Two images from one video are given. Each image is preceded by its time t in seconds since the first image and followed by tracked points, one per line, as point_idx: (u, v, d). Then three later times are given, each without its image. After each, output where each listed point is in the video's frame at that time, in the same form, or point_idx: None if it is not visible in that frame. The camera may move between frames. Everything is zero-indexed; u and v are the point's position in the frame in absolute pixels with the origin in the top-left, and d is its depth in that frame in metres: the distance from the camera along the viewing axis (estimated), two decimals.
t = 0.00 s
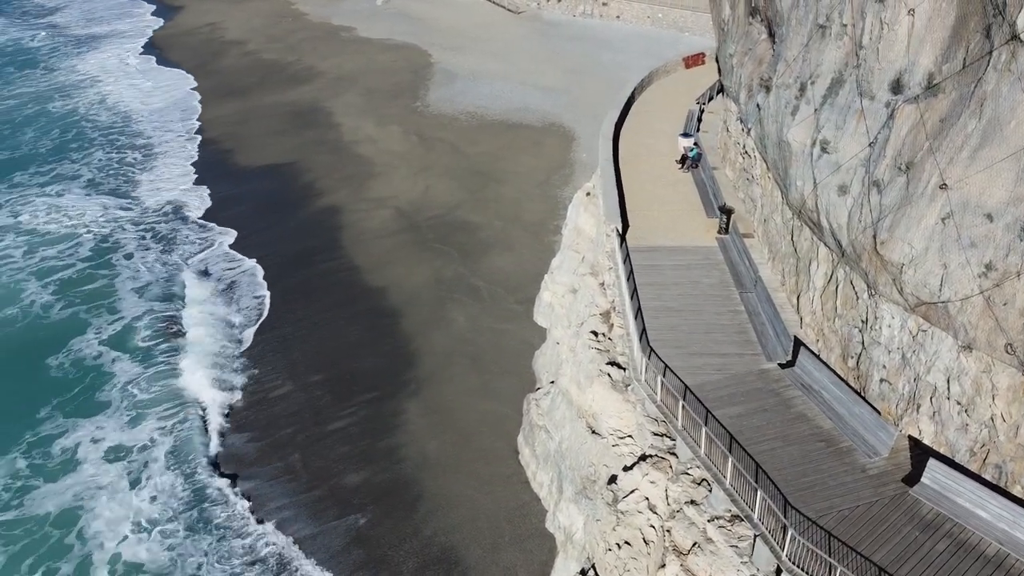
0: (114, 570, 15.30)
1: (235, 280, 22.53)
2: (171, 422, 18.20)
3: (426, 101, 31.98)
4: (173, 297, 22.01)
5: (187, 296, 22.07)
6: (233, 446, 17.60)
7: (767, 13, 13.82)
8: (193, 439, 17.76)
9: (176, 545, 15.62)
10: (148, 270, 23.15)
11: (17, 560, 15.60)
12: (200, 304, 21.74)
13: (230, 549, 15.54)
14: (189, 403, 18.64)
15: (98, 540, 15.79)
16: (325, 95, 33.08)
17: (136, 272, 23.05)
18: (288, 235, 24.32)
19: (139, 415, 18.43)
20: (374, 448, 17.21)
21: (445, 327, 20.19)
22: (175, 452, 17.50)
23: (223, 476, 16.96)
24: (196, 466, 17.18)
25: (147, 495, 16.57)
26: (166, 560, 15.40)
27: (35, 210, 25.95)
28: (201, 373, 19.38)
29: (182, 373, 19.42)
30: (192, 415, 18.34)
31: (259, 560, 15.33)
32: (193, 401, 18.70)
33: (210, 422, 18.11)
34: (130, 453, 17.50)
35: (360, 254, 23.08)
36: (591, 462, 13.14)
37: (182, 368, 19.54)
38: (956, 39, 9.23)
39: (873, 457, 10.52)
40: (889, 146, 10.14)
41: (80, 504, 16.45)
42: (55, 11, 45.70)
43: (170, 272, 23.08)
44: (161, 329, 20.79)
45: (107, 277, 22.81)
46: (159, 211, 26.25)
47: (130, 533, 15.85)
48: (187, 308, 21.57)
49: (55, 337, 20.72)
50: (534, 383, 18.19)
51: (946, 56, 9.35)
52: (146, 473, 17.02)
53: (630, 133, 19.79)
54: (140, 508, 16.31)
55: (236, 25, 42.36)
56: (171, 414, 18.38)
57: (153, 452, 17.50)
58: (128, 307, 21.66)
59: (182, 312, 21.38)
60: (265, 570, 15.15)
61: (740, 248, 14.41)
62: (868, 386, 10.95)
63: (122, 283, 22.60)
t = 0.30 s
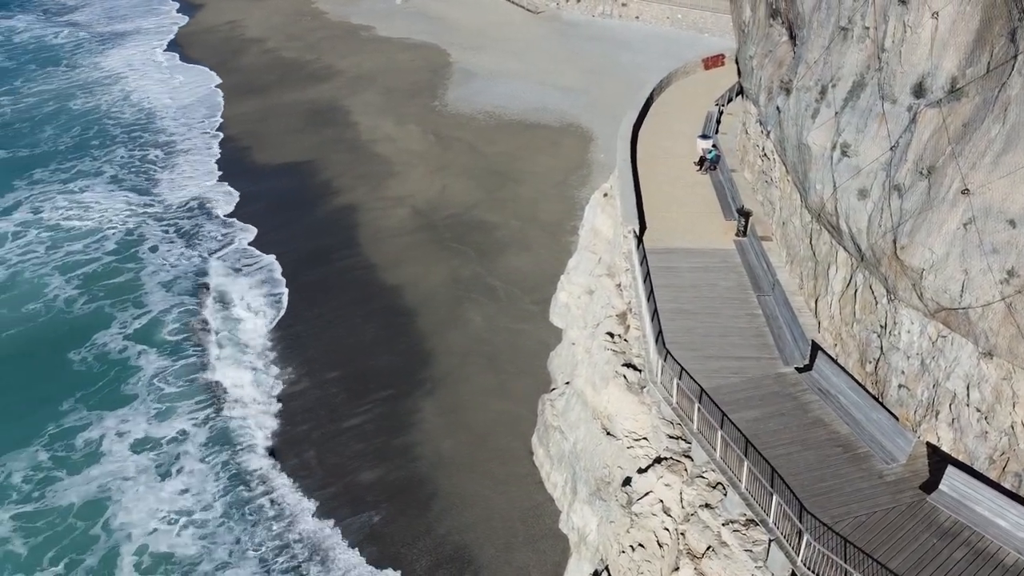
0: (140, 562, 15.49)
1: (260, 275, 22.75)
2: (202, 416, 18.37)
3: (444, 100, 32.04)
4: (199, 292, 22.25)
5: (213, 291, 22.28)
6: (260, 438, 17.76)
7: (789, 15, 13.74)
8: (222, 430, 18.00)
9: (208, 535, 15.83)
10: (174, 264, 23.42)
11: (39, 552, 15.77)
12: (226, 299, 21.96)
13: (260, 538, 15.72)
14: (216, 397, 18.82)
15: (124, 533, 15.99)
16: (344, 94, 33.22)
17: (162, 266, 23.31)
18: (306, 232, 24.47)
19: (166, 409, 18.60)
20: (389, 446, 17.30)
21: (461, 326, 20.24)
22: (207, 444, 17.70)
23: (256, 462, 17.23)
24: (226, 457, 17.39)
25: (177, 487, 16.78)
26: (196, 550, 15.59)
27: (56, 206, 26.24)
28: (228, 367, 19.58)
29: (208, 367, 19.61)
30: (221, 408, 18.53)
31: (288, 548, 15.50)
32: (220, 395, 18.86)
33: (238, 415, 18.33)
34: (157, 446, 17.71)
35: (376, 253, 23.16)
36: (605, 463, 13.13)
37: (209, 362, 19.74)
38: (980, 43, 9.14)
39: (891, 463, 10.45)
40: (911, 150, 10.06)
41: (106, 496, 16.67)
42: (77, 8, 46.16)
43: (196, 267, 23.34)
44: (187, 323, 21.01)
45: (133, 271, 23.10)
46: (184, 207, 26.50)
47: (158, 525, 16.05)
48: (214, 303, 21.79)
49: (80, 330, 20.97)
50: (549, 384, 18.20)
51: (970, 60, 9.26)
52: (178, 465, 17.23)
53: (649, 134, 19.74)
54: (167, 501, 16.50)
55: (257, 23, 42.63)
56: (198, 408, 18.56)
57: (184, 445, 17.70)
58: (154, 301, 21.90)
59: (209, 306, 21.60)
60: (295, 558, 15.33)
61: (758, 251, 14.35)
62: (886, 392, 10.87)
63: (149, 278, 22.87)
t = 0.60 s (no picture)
0: (167, 554, 15.66)
1: (284, 269, 22.93)
2: (229, 409, 18.52)
3: (463, 100, 32.10)
4: (225, 286, 22.45)
5: (239, 285, 22.47)
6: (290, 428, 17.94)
7: (810, 16, 13.66)
8: (252, 420, 18.21)
9: (241, 524, 16.05)
10: (199, 259, 23.66)
11: (57, 545, 15.90)
12: (253, 293, 22.16)
13: (292, 524, 15.96)
14: (243, 391, 18.95)
15: (149, 525, 16.16)
16: (363, 93, 33.36)
17: (187, 261, 23.57)
18: (324, 230, 24.61)
19: (192, 404, 18.76)
20: (404, 444, 17.38)
21: (477, 325, 20.28)
22: (241, 435, 17.86)
23: (298, 447, 17.52)
24: (262, 446, 17.57)
25: (207, 479, 16.98)
26: (227, 540, 15.80)
27: (76, 202, 26.51)
28: (254, 360, 19.74)
29: (235, 360, 19.80)
30: (250, 399, 18.72)
31: (319, 534, 15.76)
32: (247, 387, 19.02)
33: (268, 407, 18.53)
34: (183, 439, 17.90)
35: (393, 251, 23.24)
36: (620, 464, 13.11)
37: (235, 355, 19.92)
38: (1005, 46, 9.03)
39: (908, 469, 10.41)
40: (933, 154, 9.97)
41: (131, 487, 16.88)
42: (100, 6, 46.62)
43: (221, 261, 23.55)
44: (213, 317, 21.20)
45: (157, 265, 23.36)
46: (208, 203, 26.72)
47: (185, 517, 16.25)
48: (240, 297, 21.97)
49: (103, 324, 21.23)
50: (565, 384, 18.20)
51: (994, 64, 9.15)
52: (208, 457, 17.42)
53: (668, 135, 19.68)
54: (194, 493, 16.69)
55: (277, 21, 42.89)
56: (225, 401, 18.73)
57: (215, 437, 17.88)
58: (180, 295, 22.14)
59: (235, 300, 21.80)
60: (325, 543, 15.58)
61: (777, 254, 14.29)
62: (904, 398, 10.80)
63: (173, 272, 23.11)
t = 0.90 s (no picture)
0: (192, 549, 15.79)
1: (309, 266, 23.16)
2: (256, 403, 18.70)
3: (481, 99, 32.16)
4: (250, 281, 22.69)
5: (266, 281, 22.69)
6: (322, 422, 18.14)
7: (832, 19, 13.59)
8: (284, 412, 18.43)
9: (273, 515, 16.24)
10: (221, 255, 23.91)
11: (75, 539, 16.07)
12: (280, 288, 22.38)
13: (324, 513, 16.19)
14: (273, 385, 19.15)
15: (173, 519, 16.33)
16: (382, 92, 33.50)
17: (210, 257, 23.81)
18: (341, 228, 24.76)
19: (217, 399, 18.94)
20: (420, 443, 17.48)
21: (494, 325, 20.33)
22: (275, 428, 18.07)
23: (342, 432, 17.87)
24: (300, 435, 17.85)
25: (237, 472, 17.17)
26: (258, 532, 15.98)
27: (95, 200, 26.78)
28: (282, 356, 19.93)
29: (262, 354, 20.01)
30: (281, 391, 18.96)
31: (349, 522, 15.98)
32: (276, 382, 19.22)
33: (301, 398, 18.76)
34: (208, 433, 18.08)
35: (410, 250, 23.33)
36: (635, 467, 13.08)
37: (261, 350, 20.12)
38: None
39: (926, 477, 10.33)
40: (955, 160, 9.90)
41: (153, 481, 17.08)
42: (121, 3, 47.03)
43: (245, 257, 23.79)
44: (240, 313, 21.41)
45: (181, 261, 23.61)
46: (232, 200, 26.96)
47: (210, 511, 16.41)
48: (266, 293, 22.18)
49: (125, 320, 21.48)
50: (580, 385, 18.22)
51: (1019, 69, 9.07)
52: (237, 451, 17.61)
53: (686, 136, 19.63)
54: (220, 488, 16.86)
55: (297, 20, 43.12)
56: (254, 395, 18.92)
57: (246, 429, 18.08)
58: (204, 291, 22.38)
59: (261, 296, 22.03)
60: (356, 531, 15.81)
61: (795, 258, 14.24)
62: (923, 404, 10.73)
63: (197, 268, 23.35)
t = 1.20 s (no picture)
0: (215, 545, 15.97)
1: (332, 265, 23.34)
2: (286, 399, 18.91)
3: (499, 100, 32.22)
4: (274, 279, 22.91)
5: (292, 279, 22.89)
6: (357, 414, 18.39)
7: (853, 24, 13.52)
8: (317, 406, 18.64)
9: (303, 508, 16.43)
10: (242, 253, 24.14)
11: (91, 535, 16.29)
12: (306, 285, 22.59)
13: (356, 503, 16.40)
14: (302, 381, 19.35)
15: (195, 516, 16.52)
16: (401, 92, 33.63)
17: (231, 255, 24.04)
18: (359, 228, 24.90)
19: (240, 396, 19.13)
20: (435, 443, 17.57)
21: (509, 326, 20.38)
22: (307, 422, 18.27)
23: (379, 422, 18.13)
24: (335, 428, 18.08)
25: (264, 467, 17.35)
26: (286, 527, 16.14)
27: (113, 199, 27.07)
28: (309, 359, 19.97)
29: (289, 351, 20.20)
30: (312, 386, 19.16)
31: (377, 513, 16.18)
32: (303, 379, 19.40)
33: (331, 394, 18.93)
34: (228, 431, 18.26)
35: (427, 250, 23.42)
36: (650, 471, 13.09)
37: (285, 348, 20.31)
38: None
39: (942, 487, 10.27)
40: (976, 169, 9.83)
41: (173, 477, 17.28)
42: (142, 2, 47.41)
43: (266, 255, 24.01)
44: (266, 310, 21.64)
45: (201, 259, 23.84)
46: (254, 198, 27.18)
47: (232, 508, 16.59)
48: (291, 291, 22.39)
49: (144, 318, 21.71)
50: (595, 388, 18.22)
51: None
52: (264, 446, 17.79)
53: (705, 140, 19.58)
54: (242, 485, 17.04)
55: (316, 19, 43.34)
56: (284, 392, 19.10)
57: (276, 424, 18.28)
58: (225, 289, 22.62)
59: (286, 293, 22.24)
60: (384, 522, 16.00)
61: (813, 264, 14.17)
62: (940, 414, 10.66)
63: (218, 266, 23.58)
